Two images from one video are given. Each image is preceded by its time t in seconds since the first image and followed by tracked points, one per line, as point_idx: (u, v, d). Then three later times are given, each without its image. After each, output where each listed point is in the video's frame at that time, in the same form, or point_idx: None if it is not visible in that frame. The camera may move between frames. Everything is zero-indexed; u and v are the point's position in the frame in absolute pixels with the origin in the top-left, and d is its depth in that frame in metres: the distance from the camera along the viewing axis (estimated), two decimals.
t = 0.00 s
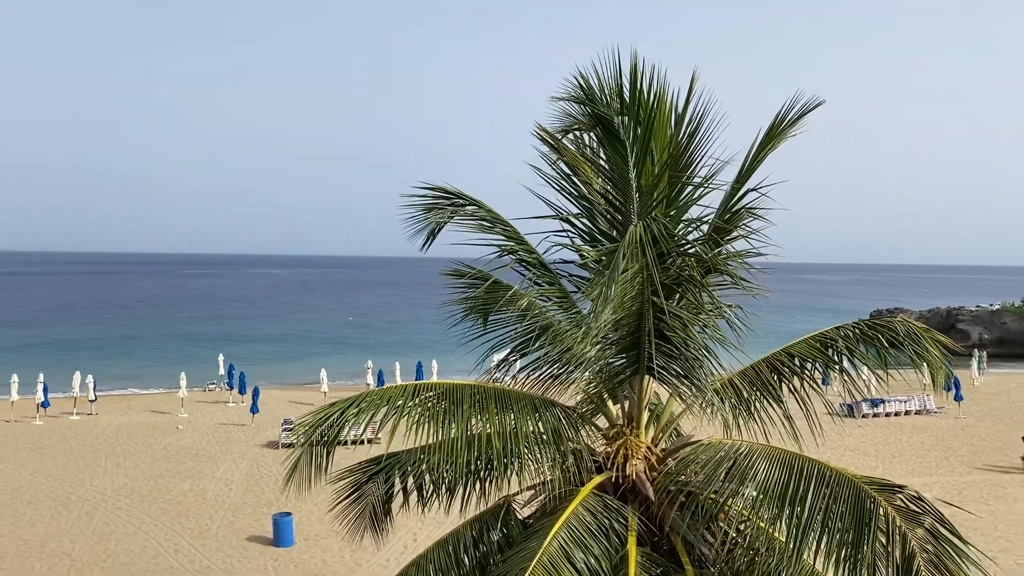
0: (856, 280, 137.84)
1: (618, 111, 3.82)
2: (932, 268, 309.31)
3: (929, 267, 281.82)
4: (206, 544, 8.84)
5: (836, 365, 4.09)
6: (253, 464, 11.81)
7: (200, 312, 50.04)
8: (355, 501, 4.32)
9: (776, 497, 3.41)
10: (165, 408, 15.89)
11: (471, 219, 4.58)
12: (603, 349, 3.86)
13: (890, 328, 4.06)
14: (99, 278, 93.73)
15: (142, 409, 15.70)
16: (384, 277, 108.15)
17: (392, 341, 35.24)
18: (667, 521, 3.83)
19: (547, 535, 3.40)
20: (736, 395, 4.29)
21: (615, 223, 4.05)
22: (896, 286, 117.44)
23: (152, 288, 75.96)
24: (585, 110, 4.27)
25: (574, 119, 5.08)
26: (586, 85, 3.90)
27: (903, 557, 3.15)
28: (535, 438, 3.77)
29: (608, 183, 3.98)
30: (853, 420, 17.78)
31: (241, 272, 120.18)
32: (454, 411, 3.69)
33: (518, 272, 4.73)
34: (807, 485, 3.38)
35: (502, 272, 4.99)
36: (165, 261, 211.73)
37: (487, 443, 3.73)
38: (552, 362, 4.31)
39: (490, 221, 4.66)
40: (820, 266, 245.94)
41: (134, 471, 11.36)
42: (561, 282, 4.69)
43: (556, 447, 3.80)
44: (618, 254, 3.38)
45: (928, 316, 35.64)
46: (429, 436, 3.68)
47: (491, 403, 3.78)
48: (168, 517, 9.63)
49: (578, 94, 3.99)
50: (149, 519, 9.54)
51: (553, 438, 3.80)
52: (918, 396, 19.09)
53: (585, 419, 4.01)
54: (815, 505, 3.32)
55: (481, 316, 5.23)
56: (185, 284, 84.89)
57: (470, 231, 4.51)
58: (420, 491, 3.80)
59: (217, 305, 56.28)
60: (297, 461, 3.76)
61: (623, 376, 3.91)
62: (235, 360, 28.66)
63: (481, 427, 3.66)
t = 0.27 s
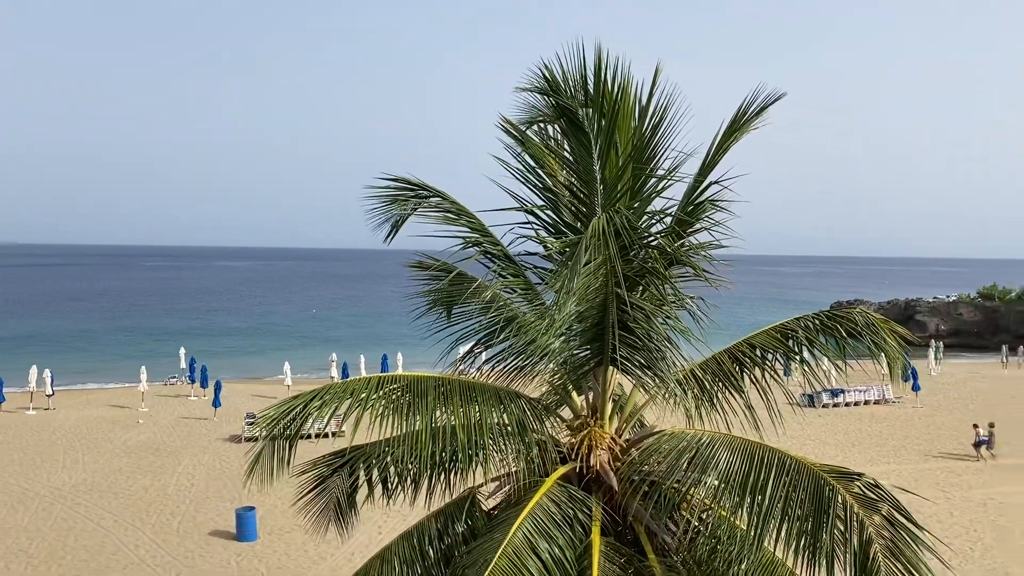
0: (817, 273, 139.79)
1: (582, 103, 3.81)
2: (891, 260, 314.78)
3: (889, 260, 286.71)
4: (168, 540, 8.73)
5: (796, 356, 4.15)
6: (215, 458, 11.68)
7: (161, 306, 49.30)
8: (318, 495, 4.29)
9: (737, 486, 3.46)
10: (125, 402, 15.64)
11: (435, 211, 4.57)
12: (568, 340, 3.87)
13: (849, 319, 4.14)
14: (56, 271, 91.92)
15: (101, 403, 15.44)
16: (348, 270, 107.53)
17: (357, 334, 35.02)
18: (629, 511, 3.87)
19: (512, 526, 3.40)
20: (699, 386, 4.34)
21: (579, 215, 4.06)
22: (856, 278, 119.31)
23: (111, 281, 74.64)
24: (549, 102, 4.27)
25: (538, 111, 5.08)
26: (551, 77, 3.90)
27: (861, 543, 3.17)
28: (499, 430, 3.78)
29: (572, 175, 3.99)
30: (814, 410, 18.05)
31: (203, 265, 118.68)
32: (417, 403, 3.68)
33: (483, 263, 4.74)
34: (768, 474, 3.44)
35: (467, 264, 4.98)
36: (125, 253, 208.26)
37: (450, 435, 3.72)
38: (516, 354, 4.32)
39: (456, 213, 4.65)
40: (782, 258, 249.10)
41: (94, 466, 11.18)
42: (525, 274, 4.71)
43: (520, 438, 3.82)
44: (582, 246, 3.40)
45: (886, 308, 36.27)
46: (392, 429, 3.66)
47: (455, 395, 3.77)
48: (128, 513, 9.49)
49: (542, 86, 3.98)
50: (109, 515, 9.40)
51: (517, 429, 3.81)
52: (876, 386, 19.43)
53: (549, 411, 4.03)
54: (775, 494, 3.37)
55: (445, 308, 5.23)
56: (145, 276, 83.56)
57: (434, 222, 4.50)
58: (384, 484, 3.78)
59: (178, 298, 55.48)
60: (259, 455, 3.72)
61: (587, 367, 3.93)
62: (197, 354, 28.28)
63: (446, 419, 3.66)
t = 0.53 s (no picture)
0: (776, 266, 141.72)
1: (544, 96, 3.81)
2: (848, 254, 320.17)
3: (845, 253, 291.56)
4: (125, 537, 8.60)
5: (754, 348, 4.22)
6: (173, 454, 11.53)
7: (117, 300, 48.42)
8: (279, 491, 4.26)
9: (697, 475, 3.50)
10: (80, 399, 15.34)
11: (396, 204, 4.55)
12: (529, 333, 3.88)
13: (806, 311, 4.21)
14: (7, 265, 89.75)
15: (55, 400, 15.13)
16: (310, 263, 106.58)
17: (318, 328, 34.73)
18: (591, 502, 3.90)
19: (474, 519, 3.41)
20: (659, 378, 4.38)
21: (541, 208, 4.07)
22: (814, 272, 121.13)
23: (64, 275, 73.10)
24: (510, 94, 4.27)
25: (499, 104, 5.08)
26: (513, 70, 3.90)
27: (817, 530, 3.23)
28: (460, 423, 3.79)
29: (533, 168, 4.00)
30: (772, 400, 18.32)
31: (160, 258, 116.78)
32: (379, 397, 3.66)
33: (445, 257, 4.73)
34: (727, 464, 3.49)
35: (428, 258, 4.97)
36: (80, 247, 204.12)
37: (412, 428, 3.71)
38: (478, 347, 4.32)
39: (417, 206, 4.63)
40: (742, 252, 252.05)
41: (48, 464, 10.96)
42: (487, 268, 4.72)
43: (482, 431, 3.82)
44: (544, 240, 3.41)
45: (843, 300, 36.89)
46: (353, 423, 3.63)
47: (416, 388, 3.76)
48: (83, 511, 9.32)
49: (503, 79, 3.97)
50: (64, 514, 9.22)
51: (479, 422, 3.82)
52: (832, 377, 19.78)
53: (511, 404, 4.04)
54: (733, 484, 3.43)
55: (406, 302, 5.21)
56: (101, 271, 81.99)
57: (395, 215, 4.48)
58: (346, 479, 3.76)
59: (134, 293, 54.50)
60: (218, 450, 3.67)
61: (548, 360, 3.95)
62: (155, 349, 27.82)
63: (408, 413, 3.64)
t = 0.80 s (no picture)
0: (733, 261, 143.51)
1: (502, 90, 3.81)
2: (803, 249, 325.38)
3: (800, 249, 296.23)
4: (77, 538, 8.44)
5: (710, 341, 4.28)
6: (126, 453, 11.33)
7: (67, 296, 47.38)
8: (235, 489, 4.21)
9: (654, 467, 3.54)
10: (30, 397, 15.00)
11: (353, 198, 4.51)
12: (488, 328, 3.88)
13: (760, 306, 4.27)
14: None
15: (3, 399, 14.77)
16: (267, 258, 105.34)
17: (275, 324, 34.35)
18: (549, 495, 3.93)
19: (433, 514, 3.41)
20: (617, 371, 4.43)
21: (499, 203, 4.08)
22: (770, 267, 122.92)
23: (12, 271, 71.31)
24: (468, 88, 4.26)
25: (456, 98, 5.07)
26: (470, 66, 3.90)
27: (770, 520, 3.30)
28: (419, 419, 3.78)
29: (492, 162, 4.00)
30: (729, 393, 18.59)
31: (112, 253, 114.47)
32: (336, 394, 3.63)
33: (403, 252, 4.71)
34: (684, 457, 3.53)
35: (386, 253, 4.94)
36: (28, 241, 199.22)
37: (370, 425, 3.69)
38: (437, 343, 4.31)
39: (374, 200, 4.60)
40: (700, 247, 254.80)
41: None
42: (446, 263, 4.72)
43: (441, 426, 3.82)
44: (503, 235, 3.42)
45: (797, 295, 37.52)
46: (310, 420, 3.60)
47: (373, 384, 3.74)
48: (33, 512, 9.12)
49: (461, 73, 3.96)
50: (12, 515, 9.02)
51: (438, 417, 3.81)
52: (787, 370, 20.12)
53: (470, 399, 4.05)
54: (690, 476, 3.47)
55: (365, 297, 5.18)
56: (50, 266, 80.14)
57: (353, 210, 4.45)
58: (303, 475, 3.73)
59: (85, 288, 53.37)
60: (172, 449, 3.61)
61: (507, 354, 3.96)
62: (107, 346, 27.28)
63: (366, 409, 3.62)
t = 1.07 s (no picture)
0: (688, 258, 145.09)
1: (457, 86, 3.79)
2: (757, 246, 330.24)
3: (754, 246, 300.64)
4: (22, 542, 8.24)
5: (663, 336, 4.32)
6: (74, 454, 11.08)
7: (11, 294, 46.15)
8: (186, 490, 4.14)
9: (608, 462, 3.56)
10: None
11: (307, 193, 4.46)
12: (444, 325, 3.86)
13: (711, 301, 4.33)
14: None
15: None
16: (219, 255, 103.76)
17: (229, 321, 33.87)
18: (505, 491, 3.94)
19: (387, 512, 3.39)
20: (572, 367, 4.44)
21: (455, 199, 4.07)
22: (725, 263, 124.56)
23: None
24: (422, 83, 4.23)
25: (411, 93, 5.04)
26: (425, 61, 3.88)
27: (723, 512, 3.35)
28: (374, 417, 3.75)
29: (447, 158, 3.98)
30: (683, 388, 18.81)
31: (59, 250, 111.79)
32: (289, 393, 3.58)
33: (358, 248, 4.68)
34: (638, 451, 3.56)
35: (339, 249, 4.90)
36: None
37: (325, 423, 3.66)
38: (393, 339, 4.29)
39: (328, 196, 4.55)
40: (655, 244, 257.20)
41: None
42: (401, 259, 4.69)
43: (396, 423, 3.80)
44: (459, 231, 3.41)
45: (750, 291, 38.10)
46: (262, 419, 3.55)
47: (327, 382, 3.69)
48: None
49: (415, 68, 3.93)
50: None
51: (393, 415, 3.79)
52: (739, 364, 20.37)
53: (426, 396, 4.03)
54: (643, 470, 3.50)
55: (319, 294, 5.13)
56: None
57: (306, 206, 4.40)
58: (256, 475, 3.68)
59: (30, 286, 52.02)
60: (121, 449, 3.54)
61: (463, 351, 3.95)
62: (53, 345, 26.64)
63: (319, 407, 3.58)
